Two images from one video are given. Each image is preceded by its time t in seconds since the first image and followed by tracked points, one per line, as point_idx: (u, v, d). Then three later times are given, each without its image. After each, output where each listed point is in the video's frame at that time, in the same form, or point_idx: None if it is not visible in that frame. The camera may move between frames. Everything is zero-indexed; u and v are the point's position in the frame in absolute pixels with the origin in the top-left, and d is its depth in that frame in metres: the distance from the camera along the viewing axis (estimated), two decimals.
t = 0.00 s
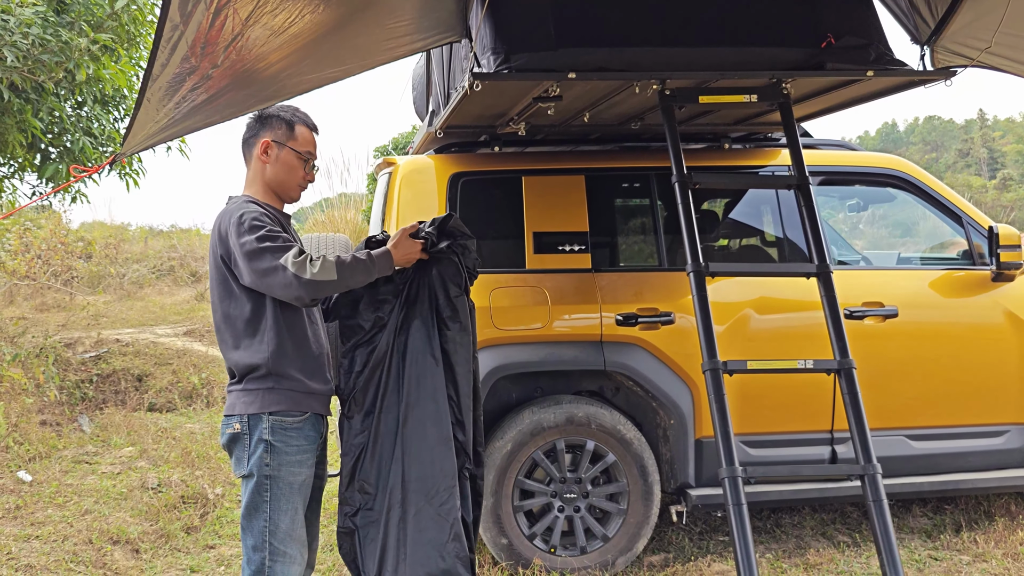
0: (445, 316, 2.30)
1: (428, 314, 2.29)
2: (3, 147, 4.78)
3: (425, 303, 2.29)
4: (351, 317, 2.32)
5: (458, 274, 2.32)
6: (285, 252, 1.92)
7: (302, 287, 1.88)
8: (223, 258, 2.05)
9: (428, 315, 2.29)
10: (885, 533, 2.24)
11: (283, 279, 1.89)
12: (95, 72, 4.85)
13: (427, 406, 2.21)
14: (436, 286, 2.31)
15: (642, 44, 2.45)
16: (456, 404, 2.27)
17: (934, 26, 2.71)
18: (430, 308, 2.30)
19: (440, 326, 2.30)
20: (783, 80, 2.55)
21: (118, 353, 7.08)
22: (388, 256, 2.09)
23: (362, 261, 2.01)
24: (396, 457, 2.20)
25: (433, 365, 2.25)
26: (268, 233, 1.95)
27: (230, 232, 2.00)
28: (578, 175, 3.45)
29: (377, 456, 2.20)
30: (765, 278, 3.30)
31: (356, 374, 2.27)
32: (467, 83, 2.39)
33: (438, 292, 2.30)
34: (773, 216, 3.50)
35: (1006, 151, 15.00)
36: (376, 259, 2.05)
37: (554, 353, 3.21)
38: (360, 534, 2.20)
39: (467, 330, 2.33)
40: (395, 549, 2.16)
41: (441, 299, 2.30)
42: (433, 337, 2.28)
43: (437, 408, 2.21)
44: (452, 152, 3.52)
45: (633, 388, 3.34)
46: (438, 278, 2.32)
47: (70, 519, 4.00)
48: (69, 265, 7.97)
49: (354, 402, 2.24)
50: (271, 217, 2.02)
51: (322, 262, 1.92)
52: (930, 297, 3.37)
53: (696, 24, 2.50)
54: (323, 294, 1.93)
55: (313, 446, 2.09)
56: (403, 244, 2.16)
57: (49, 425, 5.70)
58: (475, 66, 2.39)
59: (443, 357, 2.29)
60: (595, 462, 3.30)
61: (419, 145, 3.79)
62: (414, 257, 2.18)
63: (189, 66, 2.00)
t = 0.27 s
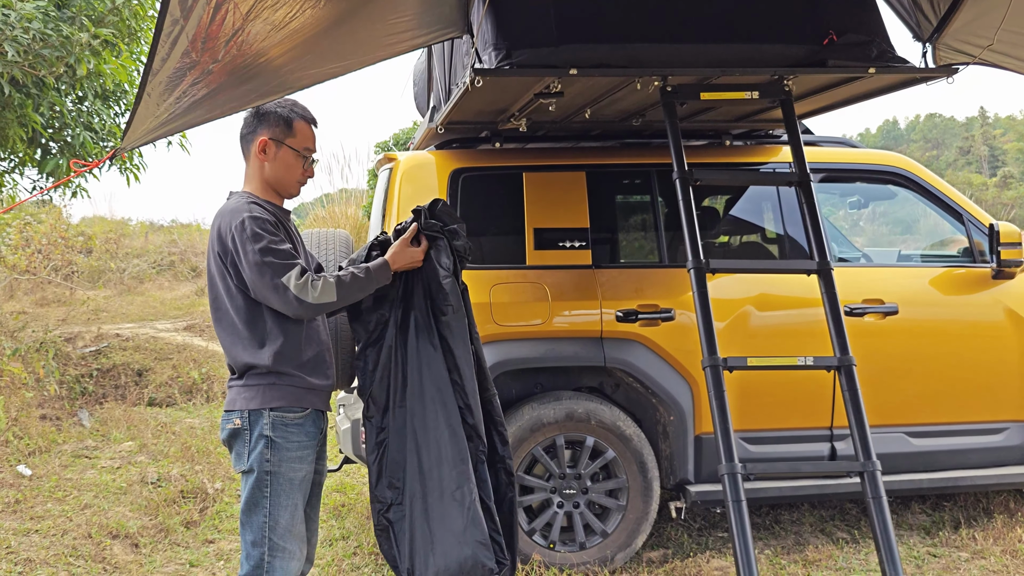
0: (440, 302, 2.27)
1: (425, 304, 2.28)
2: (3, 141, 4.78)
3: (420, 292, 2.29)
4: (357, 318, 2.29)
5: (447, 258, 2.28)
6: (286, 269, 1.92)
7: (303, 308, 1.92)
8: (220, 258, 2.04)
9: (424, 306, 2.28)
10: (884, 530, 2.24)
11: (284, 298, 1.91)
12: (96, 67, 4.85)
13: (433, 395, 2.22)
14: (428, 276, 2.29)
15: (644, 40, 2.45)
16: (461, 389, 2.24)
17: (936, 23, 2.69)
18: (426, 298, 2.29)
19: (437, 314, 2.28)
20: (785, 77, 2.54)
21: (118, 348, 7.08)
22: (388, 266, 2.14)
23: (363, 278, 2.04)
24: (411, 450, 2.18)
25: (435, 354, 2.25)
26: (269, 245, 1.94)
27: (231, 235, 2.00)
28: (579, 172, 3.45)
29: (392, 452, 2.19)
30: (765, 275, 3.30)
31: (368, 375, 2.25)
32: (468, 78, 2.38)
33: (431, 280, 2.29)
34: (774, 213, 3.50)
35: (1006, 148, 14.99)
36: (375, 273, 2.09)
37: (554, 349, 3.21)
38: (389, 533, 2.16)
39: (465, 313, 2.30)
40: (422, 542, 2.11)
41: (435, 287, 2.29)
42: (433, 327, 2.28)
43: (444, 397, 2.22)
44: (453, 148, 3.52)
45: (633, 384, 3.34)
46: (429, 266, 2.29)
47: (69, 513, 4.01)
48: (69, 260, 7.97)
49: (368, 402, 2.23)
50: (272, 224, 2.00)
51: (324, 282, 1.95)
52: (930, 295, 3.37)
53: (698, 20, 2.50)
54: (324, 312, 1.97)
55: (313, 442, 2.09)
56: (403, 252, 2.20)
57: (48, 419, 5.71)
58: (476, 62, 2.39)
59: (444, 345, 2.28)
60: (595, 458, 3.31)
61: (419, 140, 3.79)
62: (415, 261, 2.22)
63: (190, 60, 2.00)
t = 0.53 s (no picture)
0: (446, 295, 2.28)
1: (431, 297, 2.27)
2: (4, 137, 4.77)
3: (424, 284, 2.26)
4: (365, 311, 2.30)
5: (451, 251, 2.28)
6: (282, 260, 1.91)
7: (302, 297, 1.90)
8: (219, 254, 2.05)
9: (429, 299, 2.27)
10: (884, 528, 2.24)
11: (283, 289, 1.90)
12: (97, 62, 4.85)
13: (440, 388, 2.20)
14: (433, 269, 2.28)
15: (645, 37, 2.44)
16: (464, 381, 2.23)
17: (939, 21, 2.68)
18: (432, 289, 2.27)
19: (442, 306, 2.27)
20: (787, 74, 2.54)
21: (118, 343, 7.09)
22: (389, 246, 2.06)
23: (363, 258, 1.99)
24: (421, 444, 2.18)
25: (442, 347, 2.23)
26: (266, 238, 1.94)
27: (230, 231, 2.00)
28: (580, 168, 3.45)
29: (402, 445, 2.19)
30: (766, 272, 3.30)
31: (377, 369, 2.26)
32: (469, 75, 2.38)
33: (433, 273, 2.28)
34: (775, 210, 3.49)
35: (1007, 145, 14.96)
36: (376, 253, 2.02)
37: (555, 345, 3.21)
38: (402, 525, 2.16)
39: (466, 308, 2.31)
40: (433, 534, 2.11)
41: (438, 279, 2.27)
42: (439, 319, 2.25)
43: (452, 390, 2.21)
44: (455, 144, 3.51)
45: (633, 381, 3.34)
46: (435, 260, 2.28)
47: (70, 508, 4.02)
48: (69, 255, 7.97)
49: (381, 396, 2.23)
50: (270, 218, 2.00)
51: (321, 266, 1.91)
52: (931, 292, 3.36)
53: (699, 16, 2.49)
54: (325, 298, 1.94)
55: (313, 439, 2.09)
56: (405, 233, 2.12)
57: (49, 414, 5.72)
58: (477, 58, 2.38)
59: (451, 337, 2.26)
60: (595, 454, 3.31)
61: (420, 136, 3.78)
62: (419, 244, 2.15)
63: (190, 55, 1.99)
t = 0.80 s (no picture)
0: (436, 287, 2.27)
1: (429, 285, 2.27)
2: (4, 134, 4.76)
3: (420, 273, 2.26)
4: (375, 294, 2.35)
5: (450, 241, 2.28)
6: (269, 260, 1.89)
7: (288, 297, 1.86)
8: (216, 257, 2.05)
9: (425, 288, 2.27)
10: (884, 527, 2.23)
11: (271, 289, 1.88)
12: (97, 59, 4.84)
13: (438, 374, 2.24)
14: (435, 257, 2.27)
15: (646, 35, 2.44)
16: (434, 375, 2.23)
17: (941, 20, 2.67)
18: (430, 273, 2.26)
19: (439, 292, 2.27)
20: (789, 72, 2.53)
21: (118, 340, 7.09)
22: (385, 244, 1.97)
23: (350, 254, 1.90)
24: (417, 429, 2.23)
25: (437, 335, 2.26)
26: (254, 239, 1.92)
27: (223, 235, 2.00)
28: (581, 166, 3.44)
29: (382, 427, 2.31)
30: (767, 270, 3.30)
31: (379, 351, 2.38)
32: (470, 72, 2.38)
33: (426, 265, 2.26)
34: (776, 208, 3.49)
35: (1007, 144, 14.96)
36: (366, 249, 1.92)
37: (556, 343, 3.21)
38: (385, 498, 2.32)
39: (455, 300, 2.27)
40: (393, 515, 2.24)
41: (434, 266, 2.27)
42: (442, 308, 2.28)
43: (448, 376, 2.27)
44: (455, 142, 3.51)
45: (634, 379, 3.34)
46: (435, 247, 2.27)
47: (70, 505, 4.02)
48: (69, 252, 7.96)
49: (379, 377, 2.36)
50: (260, 220, 1.98)
51: (304, 266, 1.86)
52: (931, 290, 3.37)
53: (701, 15, 2.49)
54: (312, 297, 1.89)
55: (314, 437, 2.09)
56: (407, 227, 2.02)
57: (49, 411, 5.72)
58: (478, 56, 2.38)
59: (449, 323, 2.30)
60: (595, 452, 3.31)
61: (421, 134, 3.78)
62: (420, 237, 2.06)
63: (190, 52, 2.00)
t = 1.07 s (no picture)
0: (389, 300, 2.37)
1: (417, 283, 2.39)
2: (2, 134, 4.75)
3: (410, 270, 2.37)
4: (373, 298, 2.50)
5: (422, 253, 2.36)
6: (292, 260, 1.90)
7: (317, 295, 1.89)
8: (216, 262, 2.03)
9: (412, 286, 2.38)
10: (884, 529, 2.23)
11: (294, 288, 1.88)
12: (96, 59, 4.83)
13: (411, 369, 2.34)
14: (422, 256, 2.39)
15: (646, 36, 2.44)
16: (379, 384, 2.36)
17: (941, 21, 2.67)
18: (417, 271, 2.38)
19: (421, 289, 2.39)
20: (789, 73, 2.53)
21: (116, 340, 7.08)
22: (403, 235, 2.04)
23: (373, 248, 1.96)
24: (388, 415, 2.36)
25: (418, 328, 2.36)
26: (269, 241, 1.92)
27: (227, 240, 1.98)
28: (581, 167, 3.44)
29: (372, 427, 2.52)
30: (766, 271, 3.29)
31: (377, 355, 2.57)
32: (470, 73, 2.38)
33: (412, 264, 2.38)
34: (775, 210, 3.49)
35: (1004, 146, 14.99)
36: (387, 241, 1.99)
37: (555, 344, 3.21)
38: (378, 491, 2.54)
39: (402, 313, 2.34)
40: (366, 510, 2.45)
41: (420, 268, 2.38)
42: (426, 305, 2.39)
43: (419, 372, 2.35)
44: (456, 143, 3.51)
45: (633, 380, 3.34)
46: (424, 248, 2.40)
47: (69, 506, 4.01)
48: (67, 252, 7.95)
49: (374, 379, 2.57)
50: (267, 223, 1.99)
51: (332, 261, 1.89)
52: (930, 292, 3.37)
53: (701, 16, 2.49)
54: (341, 294, 1.92)
55: (314, 440, 2.09)
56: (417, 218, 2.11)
57: (47, 412, 5.71)
58: (479, 57, 2.38)
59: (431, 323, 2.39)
60: (594, 453, 3.32)
61: (420, 135, 3.78)
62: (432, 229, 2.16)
63: (193, 53, 2.00)
